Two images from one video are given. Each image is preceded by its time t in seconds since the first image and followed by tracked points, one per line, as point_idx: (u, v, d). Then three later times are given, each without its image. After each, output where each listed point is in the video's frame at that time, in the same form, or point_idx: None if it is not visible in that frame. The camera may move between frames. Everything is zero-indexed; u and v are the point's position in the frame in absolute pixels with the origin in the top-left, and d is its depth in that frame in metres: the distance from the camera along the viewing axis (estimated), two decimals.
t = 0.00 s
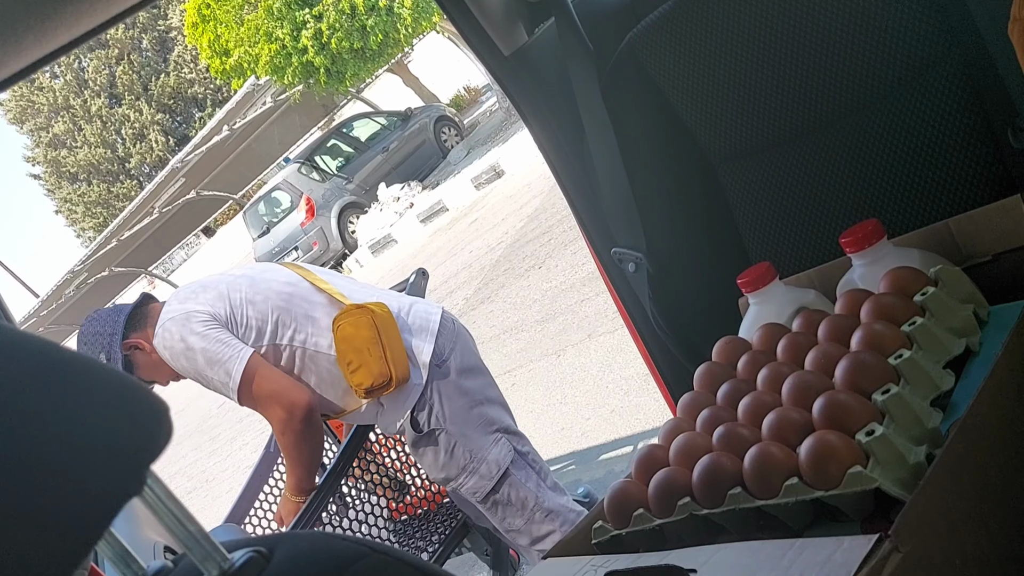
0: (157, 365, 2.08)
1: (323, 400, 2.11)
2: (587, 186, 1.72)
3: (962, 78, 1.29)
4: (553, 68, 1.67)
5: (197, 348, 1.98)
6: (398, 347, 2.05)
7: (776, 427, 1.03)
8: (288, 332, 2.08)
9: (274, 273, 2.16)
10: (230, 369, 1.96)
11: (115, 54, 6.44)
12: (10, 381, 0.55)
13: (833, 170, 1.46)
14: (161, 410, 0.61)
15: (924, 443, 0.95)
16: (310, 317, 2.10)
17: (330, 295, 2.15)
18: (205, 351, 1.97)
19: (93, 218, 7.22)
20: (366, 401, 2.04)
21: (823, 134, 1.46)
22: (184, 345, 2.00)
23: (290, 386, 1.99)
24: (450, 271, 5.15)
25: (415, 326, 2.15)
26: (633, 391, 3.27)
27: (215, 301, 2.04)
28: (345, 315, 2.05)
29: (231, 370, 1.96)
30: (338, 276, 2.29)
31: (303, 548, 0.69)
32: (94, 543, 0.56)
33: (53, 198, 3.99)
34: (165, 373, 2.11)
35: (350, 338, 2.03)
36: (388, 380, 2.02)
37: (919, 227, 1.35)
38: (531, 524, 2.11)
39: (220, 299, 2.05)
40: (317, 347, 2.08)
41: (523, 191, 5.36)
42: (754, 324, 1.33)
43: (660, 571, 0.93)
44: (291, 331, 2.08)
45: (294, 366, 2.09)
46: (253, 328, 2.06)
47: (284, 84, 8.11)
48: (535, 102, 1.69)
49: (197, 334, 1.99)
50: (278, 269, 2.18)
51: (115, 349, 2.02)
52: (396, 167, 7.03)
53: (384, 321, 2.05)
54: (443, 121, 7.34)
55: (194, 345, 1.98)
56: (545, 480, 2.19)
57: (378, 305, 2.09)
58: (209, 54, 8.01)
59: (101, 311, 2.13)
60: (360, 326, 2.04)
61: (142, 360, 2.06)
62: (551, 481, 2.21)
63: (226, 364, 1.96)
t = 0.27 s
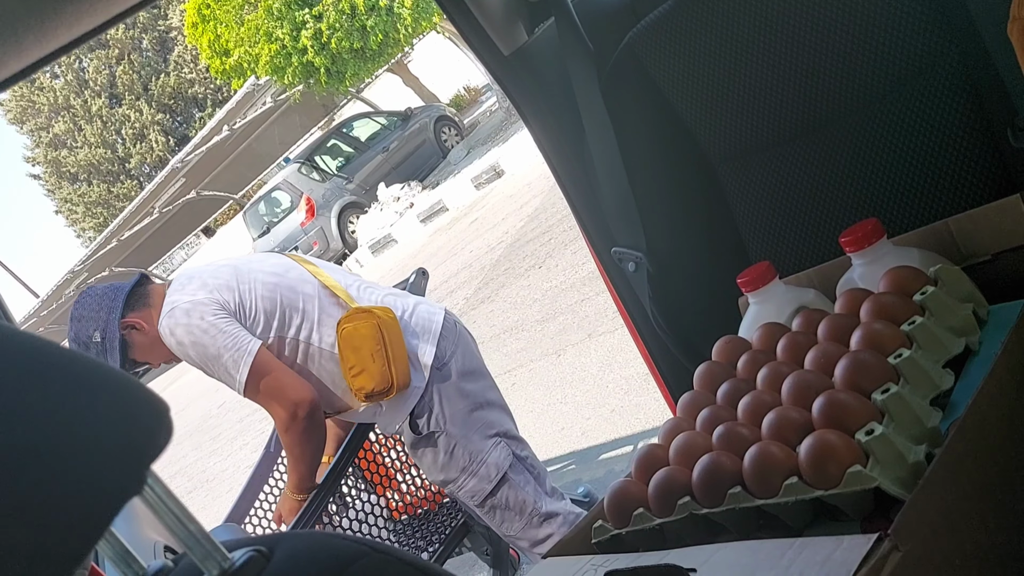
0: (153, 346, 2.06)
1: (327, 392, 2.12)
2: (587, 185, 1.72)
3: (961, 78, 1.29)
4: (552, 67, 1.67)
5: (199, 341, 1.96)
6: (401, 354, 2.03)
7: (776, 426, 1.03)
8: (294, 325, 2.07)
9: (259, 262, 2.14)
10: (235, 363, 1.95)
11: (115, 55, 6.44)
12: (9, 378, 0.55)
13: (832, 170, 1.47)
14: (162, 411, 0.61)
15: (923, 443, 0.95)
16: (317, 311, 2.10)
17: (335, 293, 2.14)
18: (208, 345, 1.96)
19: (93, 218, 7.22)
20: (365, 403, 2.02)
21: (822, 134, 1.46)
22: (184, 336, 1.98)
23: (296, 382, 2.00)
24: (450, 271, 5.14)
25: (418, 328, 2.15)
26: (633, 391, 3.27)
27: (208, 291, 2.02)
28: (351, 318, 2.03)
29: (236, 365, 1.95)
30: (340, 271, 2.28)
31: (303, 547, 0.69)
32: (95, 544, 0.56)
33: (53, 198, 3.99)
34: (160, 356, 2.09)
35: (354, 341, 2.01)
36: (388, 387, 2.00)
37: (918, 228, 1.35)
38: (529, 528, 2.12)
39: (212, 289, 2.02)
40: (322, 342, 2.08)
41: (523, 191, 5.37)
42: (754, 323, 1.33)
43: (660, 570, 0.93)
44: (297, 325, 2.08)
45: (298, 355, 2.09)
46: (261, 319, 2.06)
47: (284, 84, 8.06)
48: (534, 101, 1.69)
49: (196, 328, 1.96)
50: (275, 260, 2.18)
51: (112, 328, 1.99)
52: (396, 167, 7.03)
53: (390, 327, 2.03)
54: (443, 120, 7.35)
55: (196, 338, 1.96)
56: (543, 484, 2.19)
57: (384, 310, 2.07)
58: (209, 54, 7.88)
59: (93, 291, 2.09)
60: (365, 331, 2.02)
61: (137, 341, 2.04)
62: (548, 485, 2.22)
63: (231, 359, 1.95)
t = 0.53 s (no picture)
0: (155, 343, 2.07)
1: (329, 391, 2.11)
2: (587, 185, 1.72)
3: (961, 78, 1.29)
4: (552, 67, 1.66)
5: (201, 341, 1.96)
6: (406, 350, 2.05)
7: (775, 426, 1.03)
8: (296, 321, 2.08)
9: (254, 258, 2.12)
10: (238, 364, 1.96)
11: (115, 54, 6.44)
12: (11, 378, 0.55)
13: (832, 169, 1.47)
14: (161, 412, 0.61)
15: (923, 443, 0.95)
16: (320, 308, 2.10)
17: (340, 291, 2.15)
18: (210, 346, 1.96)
19: (93, 218, 7.21)
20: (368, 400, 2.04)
21: (821, 133, 1.46)
22: (183, 334, 1.98)
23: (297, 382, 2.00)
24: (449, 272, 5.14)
25: (422, 326, 2.17)
26: (633, 391, 3.27)
27: (204, 288, 2.00)
28: (356, 313, 2.06)
29: (239, 366, 1.96)
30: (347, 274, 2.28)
31: (302, 547, 0.69)
32: (94, 545, 0.56)
33: (53, 198, 3.99)
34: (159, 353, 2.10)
35: (359, 335, 2.04)
36: (393, 382, 2.01)
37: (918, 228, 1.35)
38: (530, 528, 2.11)
39: (207, 286, 2.01)
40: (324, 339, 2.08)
41: (523, 190, 5.36)
42: (753, 323, 1.33)
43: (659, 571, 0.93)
44: (298, 322, 2.08)
45: (301, 351, 2.09)
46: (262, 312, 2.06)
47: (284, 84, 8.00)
48: (534, 101, 1.69)
49: (196, 327, 1.96)
50: (272, 256, 2.17)
51: (117, 326, 2.00)
52: (397, 167, 6.99)
53: (395, 323, 2.06)
54: (443, 120, 7.33)
55: (197, 338, 1.96)
56: (544, 485, 2.19)
57: (390, 305, 2.10)
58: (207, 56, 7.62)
59: (91, 290, 2.08)
60: (370, 325, 2.05)
61: (139, 339, 2.05)
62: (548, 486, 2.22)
63: (234, 359, 1.96)
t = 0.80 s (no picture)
0: (147, 332, 2.05)
1: (322, 388, 2.11)
2: (586, 184, 1.72)
3: (960, 77, 1.29)
4: (552, 66, 1.66)
5: (196, 338, 1.97)
6: (402, 354, 2.04)
7: (775, 426, 1.03)
8: (292, 321, 2.08)
9: (252, 256, 2.11)
10: (230, 360, 1.95)
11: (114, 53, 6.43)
12: (11, 378, 0.55)
13: (831, 168, 1.47)
14: (161, 411, 0.61)
15: (922, 442, 0.95)
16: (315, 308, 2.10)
17: (339, 294, 2.14)
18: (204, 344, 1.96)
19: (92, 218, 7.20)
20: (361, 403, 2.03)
21: (820, 132, 1.46)
22: (183, 333, 1.98)
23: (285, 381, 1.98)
24: (449, 271, 5.14)
25: (418, 326, 2.17)
26: (632, 391, 3.27)
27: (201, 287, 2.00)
28: (354, 316, 2.05)
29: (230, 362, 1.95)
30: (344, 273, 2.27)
31: (302, 547, 0.69)
32: (93, 544, 0.56)
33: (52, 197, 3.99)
34: (153, 342, 2.08)
35: (356, 338, 2.03)
36: (388, 387, 2.01)
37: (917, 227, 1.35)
38: (530, 524, 2.13)
39: (204, 284, 2.01)
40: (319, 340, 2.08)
41: (523, 190, 5.36)
42: (753, 323, 1.33)
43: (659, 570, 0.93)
44: (294, 322, 2.08)
45: (296, 351, 2.09)
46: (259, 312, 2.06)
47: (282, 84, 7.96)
48: (535, 101, 1.68)
49: (191, 326, 1.96)
50: (270, 255, 2.16)
51: (111, 312, 1.99)
52: (396, 166, 7.04)
53: (393, 329, 2.04)
54: (442, 120, 7.36)
55: (192, 337, 1.96)
56: (542, 481, 2.21)
57: (387, 309, 2.09)
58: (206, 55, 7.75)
59: (91, 273, 2.08)
60: (368, 328, 2.03)
61: (131, 326, 2.03)
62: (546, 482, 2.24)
63: (226, 356, 1.95)
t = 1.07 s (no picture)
0: (142, 308, 2.02)
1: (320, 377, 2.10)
2: (586, 183, 1.72)
3: (960, 76, 1.29)
4: (551, 66, 1.66)
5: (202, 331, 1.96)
6: (400, 341, 2.04)
7: (775, 425, 1.03)
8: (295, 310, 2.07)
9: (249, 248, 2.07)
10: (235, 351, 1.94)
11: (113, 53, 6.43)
12: (11, 378, 0.55)
13: (831, 167, 1.47)
14: (161, 411, 0.60)
15: (923, 441, 0.95)
16: (317, 298, 2.10)
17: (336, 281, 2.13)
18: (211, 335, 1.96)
19: (91, 217, 7.20)
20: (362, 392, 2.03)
21: (820, 131, 1.46)
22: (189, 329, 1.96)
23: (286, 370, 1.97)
24: (449, 270, 5.14)
25: (416, 314, 2.16)
26: (632, 390, 3.27)
27: (201, 284, 1.96)
28: (351, 305, 2.04)
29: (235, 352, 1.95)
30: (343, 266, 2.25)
31: (302, 546, 0.69)
32: (93, 544, 0.55)
33: (51, 197, 3.98)
34: (143, 322, 2.03)
35: (354, 326, 2.02)
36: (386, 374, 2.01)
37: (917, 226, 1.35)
38: (536, 508, 2.11)
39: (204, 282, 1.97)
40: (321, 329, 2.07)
41: (523, 189, 5.36)
42: (753, 322, 1.33)
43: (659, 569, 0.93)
44: (296, 311, 2.07)
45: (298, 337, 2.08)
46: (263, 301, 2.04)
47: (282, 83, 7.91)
48: (534, 100, 1.68)
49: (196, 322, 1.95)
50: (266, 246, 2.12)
51: (112, 278, 1.98)
52: (396, 164, 7.05)
53: (392, 316, 2.04)
54: (442, 119, 7.36)
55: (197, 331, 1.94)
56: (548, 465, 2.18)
57: (384, 297, 2.08)
58: (207, 54, 7.93)
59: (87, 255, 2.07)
60: (365, 316, 2.03)
61: (128, 297, 2.00)
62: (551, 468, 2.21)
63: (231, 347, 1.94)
